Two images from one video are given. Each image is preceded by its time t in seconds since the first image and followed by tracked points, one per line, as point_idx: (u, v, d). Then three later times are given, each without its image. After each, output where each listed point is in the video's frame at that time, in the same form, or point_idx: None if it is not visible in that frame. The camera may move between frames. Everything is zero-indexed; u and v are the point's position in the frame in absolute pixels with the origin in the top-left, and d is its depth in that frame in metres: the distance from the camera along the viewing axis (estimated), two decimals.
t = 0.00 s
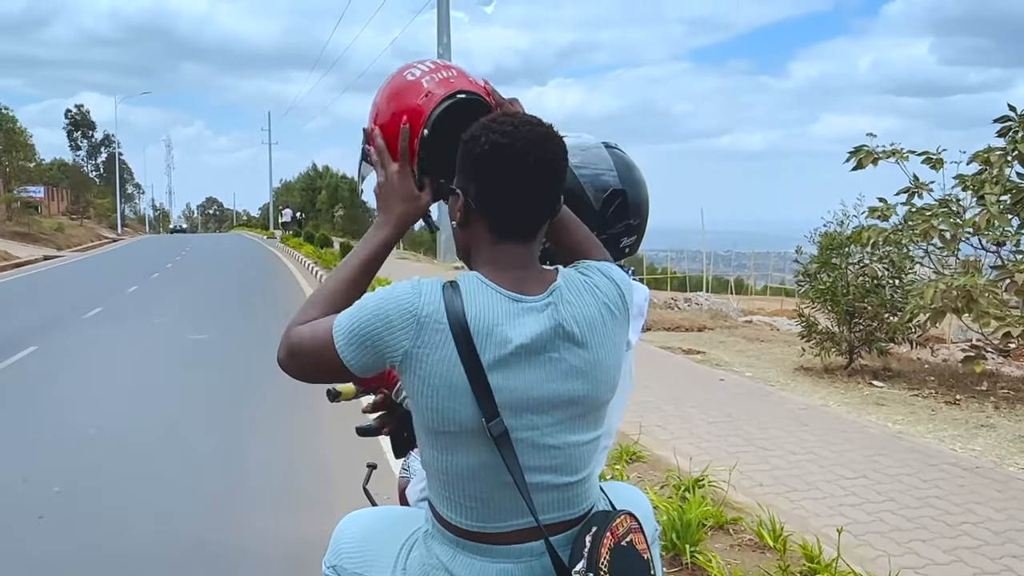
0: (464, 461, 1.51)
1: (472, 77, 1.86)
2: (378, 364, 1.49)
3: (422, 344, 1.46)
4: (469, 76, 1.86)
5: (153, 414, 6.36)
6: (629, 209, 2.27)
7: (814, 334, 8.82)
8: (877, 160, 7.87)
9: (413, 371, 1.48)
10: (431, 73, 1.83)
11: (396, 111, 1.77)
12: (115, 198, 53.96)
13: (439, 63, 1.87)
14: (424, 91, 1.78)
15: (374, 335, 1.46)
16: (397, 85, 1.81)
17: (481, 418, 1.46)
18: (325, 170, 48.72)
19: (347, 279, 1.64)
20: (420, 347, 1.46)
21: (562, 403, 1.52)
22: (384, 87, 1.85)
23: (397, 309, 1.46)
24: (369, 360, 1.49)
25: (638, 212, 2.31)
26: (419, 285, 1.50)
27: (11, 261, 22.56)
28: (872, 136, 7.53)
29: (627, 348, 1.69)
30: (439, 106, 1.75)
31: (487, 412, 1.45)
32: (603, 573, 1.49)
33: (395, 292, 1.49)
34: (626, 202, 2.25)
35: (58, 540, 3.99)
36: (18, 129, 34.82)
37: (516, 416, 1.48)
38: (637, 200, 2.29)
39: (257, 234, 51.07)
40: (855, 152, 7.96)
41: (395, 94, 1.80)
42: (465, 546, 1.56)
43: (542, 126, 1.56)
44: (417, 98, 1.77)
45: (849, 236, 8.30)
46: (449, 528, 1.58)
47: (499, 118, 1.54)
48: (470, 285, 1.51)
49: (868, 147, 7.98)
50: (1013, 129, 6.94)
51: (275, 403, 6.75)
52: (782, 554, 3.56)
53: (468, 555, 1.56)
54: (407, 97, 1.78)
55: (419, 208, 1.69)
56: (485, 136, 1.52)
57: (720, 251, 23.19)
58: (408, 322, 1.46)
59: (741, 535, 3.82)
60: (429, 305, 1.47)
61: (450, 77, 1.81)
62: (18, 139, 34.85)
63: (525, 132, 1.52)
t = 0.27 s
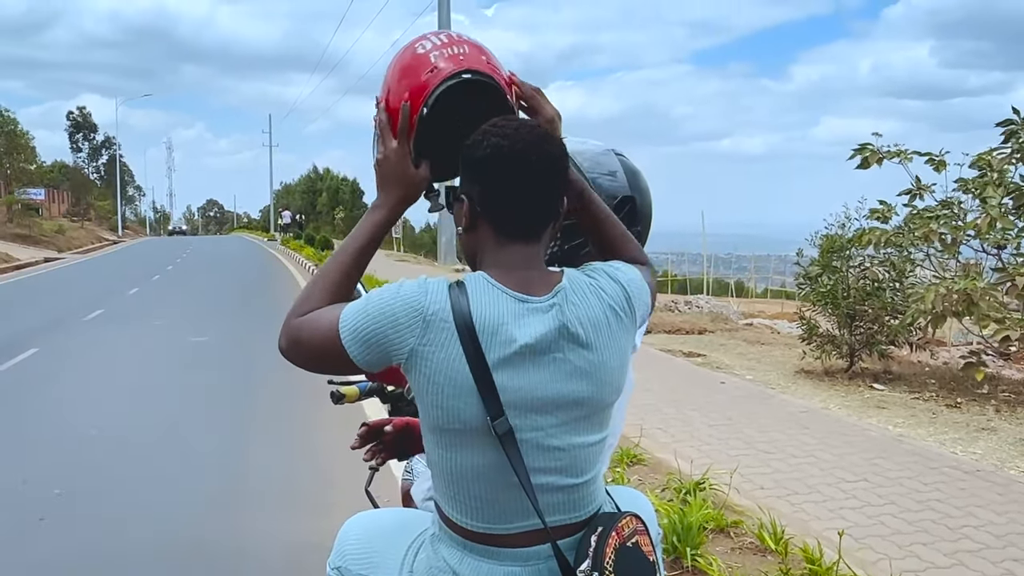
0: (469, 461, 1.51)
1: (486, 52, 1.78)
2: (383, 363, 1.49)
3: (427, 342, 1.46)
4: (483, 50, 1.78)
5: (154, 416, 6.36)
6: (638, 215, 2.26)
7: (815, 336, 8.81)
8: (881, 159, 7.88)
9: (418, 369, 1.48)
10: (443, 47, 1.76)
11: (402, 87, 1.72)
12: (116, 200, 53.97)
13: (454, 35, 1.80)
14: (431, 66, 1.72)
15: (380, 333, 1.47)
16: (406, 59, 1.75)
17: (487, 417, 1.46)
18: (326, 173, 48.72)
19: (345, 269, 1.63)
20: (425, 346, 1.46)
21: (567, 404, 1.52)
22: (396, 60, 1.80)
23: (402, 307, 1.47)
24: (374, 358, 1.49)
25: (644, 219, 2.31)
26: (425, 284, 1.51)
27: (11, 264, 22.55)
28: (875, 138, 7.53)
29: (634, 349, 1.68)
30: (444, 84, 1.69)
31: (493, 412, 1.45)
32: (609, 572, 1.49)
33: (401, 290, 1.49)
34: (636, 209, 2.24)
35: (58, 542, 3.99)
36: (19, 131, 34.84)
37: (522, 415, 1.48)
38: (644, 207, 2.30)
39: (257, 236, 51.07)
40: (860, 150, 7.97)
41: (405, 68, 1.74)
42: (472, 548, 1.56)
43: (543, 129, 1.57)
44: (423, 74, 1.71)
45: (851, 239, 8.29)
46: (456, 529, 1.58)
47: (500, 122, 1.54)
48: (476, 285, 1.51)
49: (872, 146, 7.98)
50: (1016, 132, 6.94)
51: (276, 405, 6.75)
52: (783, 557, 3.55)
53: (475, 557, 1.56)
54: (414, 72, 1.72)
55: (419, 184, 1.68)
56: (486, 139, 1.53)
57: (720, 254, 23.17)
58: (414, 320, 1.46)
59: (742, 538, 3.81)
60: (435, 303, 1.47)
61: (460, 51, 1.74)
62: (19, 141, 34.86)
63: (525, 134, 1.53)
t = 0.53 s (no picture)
0: (472, 460, 1.51)
1: (531, 62, 1.64)
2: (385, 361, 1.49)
3: (430, 340, 1.46)
4: (528, 57, 1.63)
5: (154, 418, 6.36)
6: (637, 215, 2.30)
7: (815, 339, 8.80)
8: (885, 158, 7.88)
9: (420, 368, 1.48)
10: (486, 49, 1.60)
11: (437, 86, 1.58)
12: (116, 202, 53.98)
13: (500, 35, 1.64)
14: (473, 69, 1.57)
15: (384, 331, 1.46)
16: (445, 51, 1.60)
17: (489, 415, 1.46)
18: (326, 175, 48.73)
19: (337, 257, 1.61)
20: (428, 344, 1.46)
21: (568, 404, 1.51)
22: (431, 49, 1.66)
23: (406, 305, 1.47)
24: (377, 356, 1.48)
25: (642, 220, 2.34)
26: (427, 283, 1.51)
27: (11, 266, 22.55)
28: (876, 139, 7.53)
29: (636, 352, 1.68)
30: (484, 92, 1.55)
31: (495, 410, 1.45)
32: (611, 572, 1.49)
33: (404, 289, 1.49)
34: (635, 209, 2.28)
35: (58, 544, 3.98)
36: (20, 133, 34.83)
37: (524, 414, 1.48)
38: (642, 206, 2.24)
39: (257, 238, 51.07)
40: (864, 150, 7.97)
41: (437, 64, 1.61)
42: (476, 549, 1.56)
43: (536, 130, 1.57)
44: (463, 78, 1.56)
45: (851, 241, 8.29)
46: (459, 531, 1.58)
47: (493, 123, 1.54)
48: (479, 285, 1.51)
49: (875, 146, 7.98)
50: (1017, 134, 6.94)
51: (276, 407, 6.75)
52: (784, 560, 3.55)
53: (479, 558, 1.55)
54: (452, 70, 1.58)
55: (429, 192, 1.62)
56: (479, 143, 1.53)
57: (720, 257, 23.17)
58: (417, 318, 1.46)
59: (743, 540, 3.81)
60: (438, 302, 1.47)
61: (504, 58, 1.59)
62: (20, 143, 34.86)
63: (517, 134, 1.53)
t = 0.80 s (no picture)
0: (476, 460, 1.50)
1: (567, 85, 1.57)
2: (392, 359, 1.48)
3: (438, 339, 1.45)
4: (564, 82, 1.56)
5: (154, 419, 6.36)
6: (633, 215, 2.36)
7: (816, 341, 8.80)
8: (886, 160, 7.87)
9: (427, 366, 1.47)
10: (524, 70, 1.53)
11: (467, 100, 1.53)
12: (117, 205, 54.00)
13: (541, 49, 1.57)
14: (506, 92, 1.50)
15: (392, 329, 1.46)
16: (481, 60, 1.53)
17: (496, 416, 1.45)
18: (327, 177, 48.75)
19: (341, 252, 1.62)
20: (436, 343, 1.46)
21: (573, 407, 1.51)
22: (465, 48, 1.58)
23: (415, 303, 1.46)
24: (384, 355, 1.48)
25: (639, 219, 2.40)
26: (435, 283, 1.50)
27: (12, 268, 22.55)
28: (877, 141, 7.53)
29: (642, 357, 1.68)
30: (512, 121, 1.49)
31: (502, 411, 1.45)
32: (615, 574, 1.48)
33: (413, 287, 1.49)
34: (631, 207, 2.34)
35: (58, 547, 3.98)
36: (21, 135, 34.86)
37: (530, 416, 1.48)
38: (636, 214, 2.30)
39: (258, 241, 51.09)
40: (865, 151, 7.97)
41: (469, 69, 1.54)
42: (479, 551, 1.55)
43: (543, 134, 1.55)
44: (495, 101, 1.50)
45: (853, 243, 8.29)
46: (463, 532, 1.57)
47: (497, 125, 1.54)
48: (486, 285, 1.50)
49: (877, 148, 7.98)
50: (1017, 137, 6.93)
51: (277, 409, 6.75)
52: (784, 563, 3.55)
53: (482, 560, 1.55)
54: (485, 89, 1.51)
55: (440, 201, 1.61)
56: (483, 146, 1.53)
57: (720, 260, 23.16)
58: (425, 316, 1.45)
59: (744, 543, 3.80)
60: (446, 301, 1.47)
61: (540, 83, 1.53)
62: (22, 146, 34.90)
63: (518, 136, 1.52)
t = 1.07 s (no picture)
0: (478, 465, 1.51)
1: (572, 131, 1.57)
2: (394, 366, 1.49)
3: (441, 346, 1.46)
4: (570, 131, 1.56)
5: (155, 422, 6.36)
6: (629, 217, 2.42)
7: (817, 343, 8.80)
8: (886, 163, 7.88)
9: (430, 373, 1.48)
10: (533, 118, 1.52)
11: (471, 136, 1.54)
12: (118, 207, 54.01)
13: (550, 93, 1.55)
14: (507, 140, 1.51)
15: (393, 337, 1.46)
16: (489, 100, 1.52)
17: (500, 420, 1.45)
18: (327, 179, 48.75)
19: (338, 270, 1.63)
20: (438, 350, 1.46)
21: (575, 413, 1.51)
22: (478, 72, 1.56)
23: (417, 310, 1.47)
24: (385, 363, 1.48)
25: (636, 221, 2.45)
26: (438, 290, 1.51)
27: (13, 270, 22.56)
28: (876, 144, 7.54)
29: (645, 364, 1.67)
30: (511, 172, 1.51)
31: (506, 415, 1.45)
32: None
33: (415, 294, 1.49)
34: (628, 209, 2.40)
35: (60, 549, 3.98)
36: (21, 137, 34.89)
37: (534, 421, 1.48)
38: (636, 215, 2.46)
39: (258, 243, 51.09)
40: (864, 153, 7.97)
41: (481, 101, 1.54)
42: (481, 555, 1.55)
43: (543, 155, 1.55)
44: (497, 148, 1.51)
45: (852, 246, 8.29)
46: (465, 536, 1.58)
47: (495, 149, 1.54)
48: (489, 290, 1.51)
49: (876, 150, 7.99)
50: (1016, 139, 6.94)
51: (278, 412, 6.75)
52: (785, 566, 3.55)
53: (484, 564, 1.55)
54: (488, 133, 1.52)
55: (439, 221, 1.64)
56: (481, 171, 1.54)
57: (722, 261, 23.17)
58: (428, 324, 1.46)
59: (745, 546, 3.80)
60: (449, 307, 1.47)
61: (543, 133, 1.52)
62: (22, 148, 34.93)
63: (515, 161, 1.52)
